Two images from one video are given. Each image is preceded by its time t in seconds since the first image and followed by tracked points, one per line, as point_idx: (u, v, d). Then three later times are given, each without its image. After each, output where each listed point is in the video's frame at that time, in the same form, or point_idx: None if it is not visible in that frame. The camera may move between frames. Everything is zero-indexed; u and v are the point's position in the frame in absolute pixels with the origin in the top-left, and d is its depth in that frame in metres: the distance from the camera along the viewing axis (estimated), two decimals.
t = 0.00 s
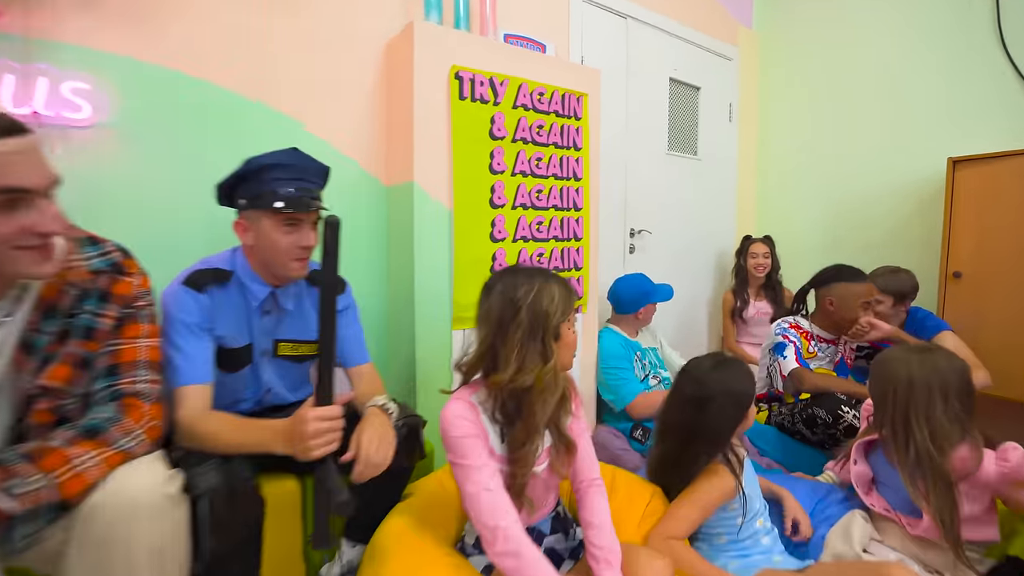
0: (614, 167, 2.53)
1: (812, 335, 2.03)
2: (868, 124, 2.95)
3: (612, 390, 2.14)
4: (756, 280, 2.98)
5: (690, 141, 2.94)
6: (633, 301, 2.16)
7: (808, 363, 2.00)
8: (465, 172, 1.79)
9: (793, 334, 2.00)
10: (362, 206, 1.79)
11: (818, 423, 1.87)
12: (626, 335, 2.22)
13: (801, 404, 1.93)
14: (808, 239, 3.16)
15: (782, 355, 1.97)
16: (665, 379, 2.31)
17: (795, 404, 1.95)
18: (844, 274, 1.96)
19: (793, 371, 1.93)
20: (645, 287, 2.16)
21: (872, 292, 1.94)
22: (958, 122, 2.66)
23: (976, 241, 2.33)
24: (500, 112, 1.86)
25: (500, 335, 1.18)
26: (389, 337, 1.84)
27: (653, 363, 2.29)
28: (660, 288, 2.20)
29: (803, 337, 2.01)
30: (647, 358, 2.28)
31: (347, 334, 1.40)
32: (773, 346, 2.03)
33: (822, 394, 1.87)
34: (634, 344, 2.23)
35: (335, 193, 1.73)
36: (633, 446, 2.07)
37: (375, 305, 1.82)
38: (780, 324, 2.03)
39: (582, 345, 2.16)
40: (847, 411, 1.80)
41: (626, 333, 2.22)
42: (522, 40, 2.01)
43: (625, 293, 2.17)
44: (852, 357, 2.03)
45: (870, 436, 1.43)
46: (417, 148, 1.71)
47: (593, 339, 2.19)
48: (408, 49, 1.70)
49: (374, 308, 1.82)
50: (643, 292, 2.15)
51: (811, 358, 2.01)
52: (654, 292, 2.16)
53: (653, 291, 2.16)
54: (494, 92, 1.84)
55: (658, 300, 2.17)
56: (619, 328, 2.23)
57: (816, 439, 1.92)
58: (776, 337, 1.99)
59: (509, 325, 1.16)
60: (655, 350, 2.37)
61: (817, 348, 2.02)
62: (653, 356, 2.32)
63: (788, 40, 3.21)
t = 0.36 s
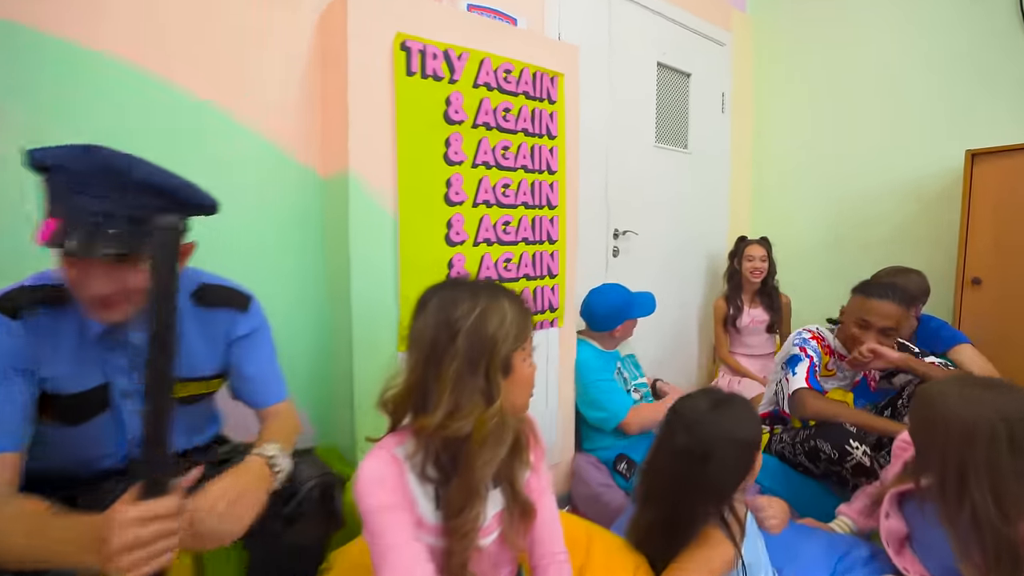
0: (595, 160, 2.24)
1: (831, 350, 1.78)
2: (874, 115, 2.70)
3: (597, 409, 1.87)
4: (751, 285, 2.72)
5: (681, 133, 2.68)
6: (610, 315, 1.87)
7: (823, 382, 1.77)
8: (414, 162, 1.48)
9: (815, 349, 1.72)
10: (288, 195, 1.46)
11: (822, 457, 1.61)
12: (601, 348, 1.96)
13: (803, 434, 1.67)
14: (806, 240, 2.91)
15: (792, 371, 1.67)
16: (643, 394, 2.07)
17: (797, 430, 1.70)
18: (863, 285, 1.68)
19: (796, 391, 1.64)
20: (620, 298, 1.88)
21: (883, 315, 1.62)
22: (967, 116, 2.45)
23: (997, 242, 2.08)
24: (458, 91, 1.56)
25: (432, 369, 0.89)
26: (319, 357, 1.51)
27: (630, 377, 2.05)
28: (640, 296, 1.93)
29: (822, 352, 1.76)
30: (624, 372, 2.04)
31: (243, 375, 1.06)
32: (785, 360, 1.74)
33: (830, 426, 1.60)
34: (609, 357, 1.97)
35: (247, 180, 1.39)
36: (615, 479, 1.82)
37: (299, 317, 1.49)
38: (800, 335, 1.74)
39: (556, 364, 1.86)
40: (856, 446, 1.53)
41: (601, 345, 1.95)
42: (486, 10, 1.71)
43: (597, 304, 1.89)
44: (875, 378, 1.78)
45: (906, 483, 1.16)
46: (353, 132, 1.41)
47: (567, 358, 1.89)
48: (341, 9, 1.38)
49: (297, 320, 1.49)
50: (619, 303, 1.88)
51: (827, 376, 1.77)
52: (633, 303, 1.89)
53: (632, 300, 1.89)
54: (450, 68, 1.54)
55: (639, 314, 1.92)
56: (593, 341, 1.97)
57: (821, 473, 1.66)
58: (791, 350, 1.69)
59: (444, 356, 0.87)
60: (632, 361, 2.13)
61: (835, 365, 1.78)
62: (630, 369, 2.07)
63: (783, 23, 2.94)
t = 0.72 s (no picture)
0: (565, 152, 2.01)
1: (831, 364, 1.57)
2: (863, 107, 2.49)
3: (566, 430, 1.66)
4: (738, 289, 2.52)
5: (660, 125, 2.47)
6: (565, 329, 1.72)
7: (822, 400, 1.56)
8: (338, 149, 1.22)
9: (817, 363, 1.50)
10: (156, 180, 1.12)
11: (822, 496, 1.41)
12: (556, 361, 1.79)
13: (800, 467, 1.45)
14: (794, 241, 2.72)
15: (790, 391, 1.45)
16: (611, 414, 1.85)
17: (791, 460, 1.49)
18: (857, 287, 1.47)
19: (794, 416, 1.41)
20: (575, 313, 1.72)
21: (844, 316, 1.42)
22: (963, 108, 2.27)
23: (1001, 244, 1.90)
24: (395, 65, 1.31)
25: (305, 421, 0.63)
26: (208, 382, 1.19)
27: (589, 392, 1.84)
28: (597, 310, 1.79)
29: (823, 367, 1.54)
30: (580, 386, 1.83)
31: (56, 416, 0.78)
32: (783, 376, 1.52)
33: (832, 460, 1.39)
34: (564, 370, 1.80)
35: (104, 162, 1.06)
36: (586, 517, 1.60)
37: (179, 332, 1.15)
38: (801, 347, 1.54)
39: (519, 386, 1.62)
40: (862, 485, 1.34)
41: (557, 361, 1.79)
42: None
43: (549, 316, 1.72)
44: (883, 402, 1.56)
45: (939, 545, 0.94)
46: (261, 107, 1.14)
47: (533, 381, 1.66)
48: None
49: (176, 336, 1.15)
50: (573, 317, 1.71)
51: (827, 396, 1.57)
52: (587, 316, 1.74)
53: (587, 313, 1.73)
54: (383, 37, 1.28)
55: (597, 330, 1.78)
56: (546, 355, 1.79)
57: (818, 511, 1.47)
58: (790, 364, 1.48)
59: (320, 403, 0.62)
60: (595, 376, 1.92)
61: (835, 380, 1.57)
62: (590, 385, 1.87)
63: (770, 7, 2.73)
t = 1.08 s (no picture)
0: (534, 138, 1.79)
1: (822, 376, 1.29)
2: (853, 94, 2.30)
3: (535, 456, 1.43)
4: (729, 290, 2.33)
5: (638, 112, 2.25)
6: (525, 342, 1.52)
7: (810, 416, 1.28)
8: (243, 121, 0.95)
9: (803, 377, 1.25)
10: None
11: (826, 534, 1.17)
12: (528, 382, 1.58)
13: (797, 500, 1.21)
14: (780, 239, 2.52)
15: (774, 412, 1.21)
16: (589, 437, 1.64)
17: (786, 489, 1.25)
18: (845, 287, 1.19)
19: (780, 442, 1.17)
20: (539, 321, 1.52)
21: (848, 330, 1.14)
22: (962, 90, 2.06)
23: (1010, 239, 1.73)
24: (319, 21, 1.04)
25: (66, 502, 0.45)
26: None
27: (561, 413, 1.62)
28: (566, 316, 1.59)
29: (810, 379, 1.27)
30: (547, 405, 1.60)
31: None
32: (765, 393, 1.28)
33: (832, 491, 1.16)
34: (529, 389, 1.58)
35: None
36: (555, 558, 1.37)
37: None
38: (783, 357, 1.29)
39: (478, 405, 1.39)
40: (873, 523, 1.11)
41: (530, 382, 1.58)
42: None
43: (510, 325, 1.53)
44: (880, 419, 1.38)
45: None
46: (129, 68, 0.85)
47: (496, 400, 1.43)
48: None
49: None
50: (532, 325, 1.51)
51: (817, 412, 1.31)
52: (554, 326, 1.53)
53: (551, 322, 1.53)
54: None
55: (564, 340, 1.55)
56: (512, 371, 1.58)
57: (823, 550, 1.22)
58: (773, 380, 1.23)
59: (76, 492, 0.43)
60: (568, 393, 1.71)
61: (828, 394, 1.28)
62: (560, 404, 1.65)
63: None
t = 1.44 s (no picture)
0: (492, 118, 1.59)
1: (820, 391, 1.16)
2: (838, 79, 2.15)
3: (490, 482, 1.24)
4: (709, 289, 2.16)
5: (609, 95, 2.06)
6: (465, 343, 1.37)
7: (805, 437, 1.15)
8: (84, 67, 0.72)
9: (796, 394, 1.11)
10: None
11: None
12: (477, 391, 1.42)
13: (791, 540, 1.05)
14: (761, 235, 2.38)
15: (762, 435, 1.06)
16: (553, 457, 1.43)
17: (780, 524, 1.10)
18: (857, 289, 1.04)
19: (773, 473, 1.02)
20: (484, 322, 1.37)
21: (896, 338, 0.98)
22: (953, 77, 1.93)
23: (1007, 231, 1.61)
24: None
25: None
26: None
27: (520, 430, 1.43)
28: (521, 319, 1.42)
29: (803, 396, 1.14)
30: (504, 422, 1.41)
31: None
32: (750, 411, 1.13)
33: (833, 532, 0.98)
34: (477, 400, 1.39)
35: None
36: None
37: None
38: (771, 368, 1.15)
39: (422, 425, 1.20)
40: None
41: (480, 392, 1.41)
42: None
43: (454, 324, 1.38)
44: (882, 432, 1.23)
45: None
46: None
47: (442, 417, 1.23)
48: None
49: None
50: (474, 325, 1.36)
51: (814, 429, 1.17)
52: (501, 328, 1.37)
53: (499, 323, 1.37)
54: None
55: (513, 347, 1.37)
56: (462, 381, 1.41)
57: None
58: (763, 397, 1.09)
59: None
60: (529, 406, 1.51)
61: (823, 411, 1.16)
62: (519, 418, 1.46)
63: None
